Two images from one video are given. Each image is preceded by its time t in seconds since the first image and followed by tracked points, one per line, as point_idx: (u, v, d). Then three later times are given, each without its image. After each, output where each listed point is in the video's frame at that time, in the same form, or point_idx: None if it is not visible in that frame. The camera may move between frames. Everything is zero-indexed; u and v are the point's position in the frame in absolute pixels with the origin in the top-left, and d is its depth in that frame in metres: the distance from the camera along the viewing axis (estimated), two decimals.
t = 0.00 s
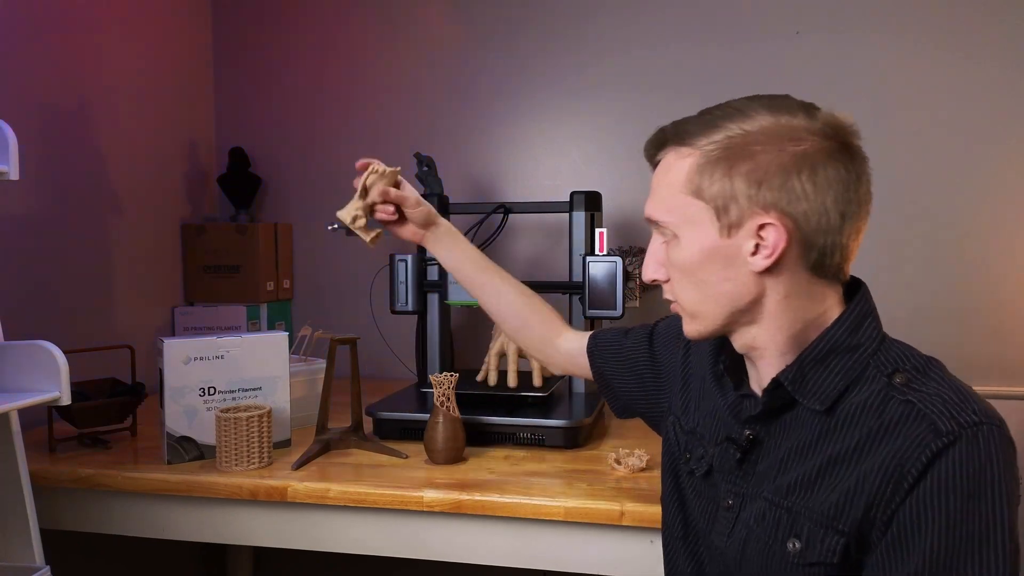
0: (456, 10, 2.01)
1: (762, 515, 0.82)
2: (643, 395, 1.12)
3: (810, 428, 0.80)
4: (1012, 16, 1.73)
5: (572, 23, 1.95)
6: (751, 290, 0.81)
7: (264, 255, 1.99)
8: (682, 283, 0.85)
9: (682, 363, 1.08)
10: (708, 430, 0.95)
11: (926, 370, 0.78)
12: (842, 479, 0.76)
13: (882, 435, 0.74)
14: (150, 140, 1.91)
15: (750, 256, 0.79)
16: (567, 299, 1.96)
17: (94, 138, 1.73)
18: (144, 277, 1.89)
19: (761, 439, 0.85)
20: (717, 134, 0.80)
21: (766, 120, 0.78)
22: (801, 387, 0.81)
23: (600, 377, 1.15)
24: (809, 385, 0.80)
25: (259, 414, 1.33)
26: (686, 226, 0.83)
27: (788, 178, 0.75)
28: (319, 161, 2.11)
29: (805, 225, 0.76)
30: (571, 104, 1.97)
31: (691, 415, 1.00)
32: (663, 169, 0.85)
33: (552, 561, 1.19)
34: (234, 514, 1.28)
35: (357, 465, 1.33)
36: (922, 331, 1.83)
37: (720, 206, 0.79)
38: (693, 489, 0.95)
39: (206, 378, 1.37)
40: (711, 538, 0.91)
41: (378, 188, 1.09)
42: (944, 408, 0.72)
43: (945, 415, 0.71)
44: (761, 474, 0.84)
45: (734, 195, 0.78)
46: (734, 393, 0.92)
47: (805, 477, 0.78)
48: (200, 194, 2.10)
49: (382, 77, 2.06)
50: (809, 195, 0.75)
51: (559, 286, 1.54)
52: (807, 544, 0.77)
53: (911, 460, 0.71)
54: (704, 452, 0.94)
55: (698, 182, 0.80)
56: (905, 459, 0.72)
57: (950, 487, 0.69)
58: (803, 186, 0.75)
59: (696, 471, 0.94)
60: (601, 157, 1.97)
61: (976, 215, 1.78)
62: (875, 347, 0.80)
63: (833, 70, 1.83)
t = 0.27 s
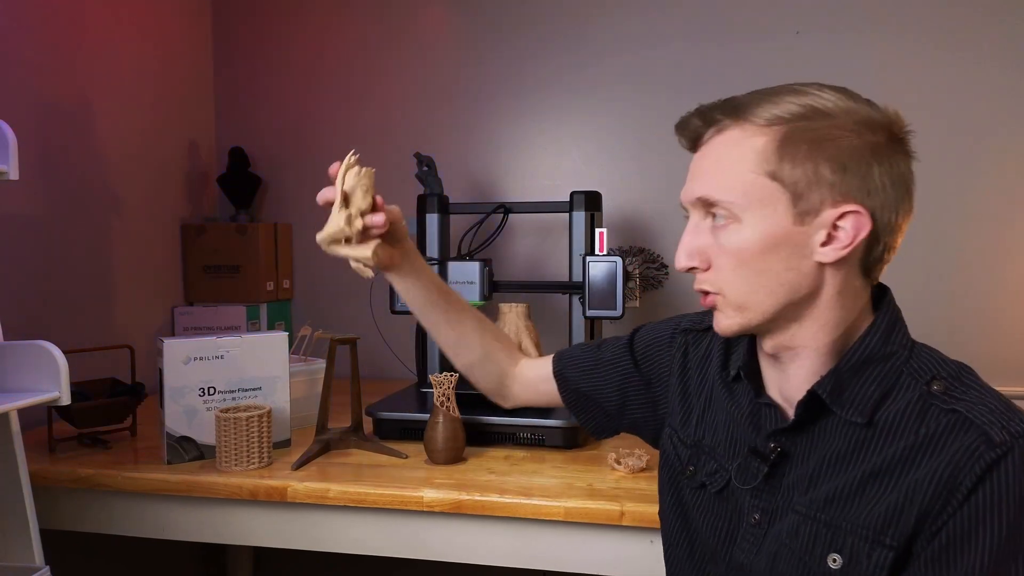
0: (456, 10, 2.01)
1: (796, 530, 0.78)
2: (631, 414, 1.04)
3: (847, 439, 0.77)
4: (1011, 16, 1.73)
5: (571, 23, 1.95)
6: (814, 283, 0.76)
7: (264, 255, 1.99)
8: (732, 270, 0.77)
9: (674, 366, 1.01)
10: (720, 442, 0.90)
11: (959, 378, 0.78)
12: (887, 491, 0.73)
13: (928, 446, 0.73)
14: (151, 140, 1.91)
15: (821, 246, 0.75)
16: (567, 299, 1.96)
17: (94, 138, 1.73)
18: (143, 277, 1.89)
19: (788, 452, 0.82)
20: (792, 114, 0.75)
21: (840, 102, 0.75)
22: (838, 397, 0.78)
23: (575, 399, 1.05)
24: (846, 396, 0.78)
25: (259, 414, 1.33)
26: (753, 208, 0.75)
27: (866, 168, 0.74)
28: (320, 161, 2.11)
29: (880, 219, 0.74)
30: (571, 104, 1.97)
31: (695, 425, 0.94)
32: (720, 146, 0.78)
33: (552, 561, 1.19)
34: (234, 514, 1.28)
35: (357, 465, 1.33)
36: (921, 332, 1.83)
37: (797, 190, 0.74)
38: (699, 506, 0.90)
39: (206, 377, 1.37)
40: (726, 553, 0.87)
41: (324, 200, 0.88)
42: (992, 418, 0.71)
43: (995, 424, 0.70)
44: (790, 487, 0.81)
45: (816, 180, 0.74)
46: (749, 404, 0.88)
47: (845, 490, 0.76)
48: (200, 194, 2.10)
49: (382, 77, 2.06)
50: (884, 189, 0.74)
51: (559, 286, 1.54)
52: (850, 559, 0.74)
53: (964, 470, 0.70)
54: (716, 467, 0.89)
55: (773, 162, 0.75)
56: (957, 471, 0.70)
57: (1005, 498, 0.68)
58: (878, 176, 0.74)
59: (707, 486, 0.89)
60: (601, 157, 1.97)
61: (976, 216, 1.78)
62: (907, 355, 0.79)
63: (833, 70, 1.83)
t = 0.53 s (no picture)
0: (456, 9, 2.01)
1: (805, 545, 0.73)
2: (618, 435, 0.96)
3: (855, 447, 0.73)
4: (1012, 16, 1.73)
5: (571, 23, 1.95)
6: (864, 280, 0.72)
7: (264, 255, 1.98)
8: (793, 265, 0.68)
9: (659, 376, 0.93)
10: (717, 453, 0.84)
11: (965, 382, 0.75)
12: (902, 499, 0.69)
13: (942, 452, 0.69)
14: (149, 140, 1.90)
15: (876, 242, 0.70)
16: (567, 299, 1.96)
17: (93, 138, 1.73)
18: (143, 277, 1.89)
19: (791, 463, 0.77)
20: (854, 102, 0.68)
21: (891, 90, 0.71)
22: (847, 403, 0.73)
23: (557, 426, 0.94)
24: (854, 401, 0.73)
25: (259, 414, 1.35)
26: (821, 198, 0.67)
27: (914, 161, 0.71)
28: (319, 161, 2.10)
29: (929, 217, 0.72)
30: (571, 104, 1.97)
31: (687, 437, 0.87)
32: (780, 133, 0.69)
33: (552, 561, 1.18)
34: (234, 514, 1.28)
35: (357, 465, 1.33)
36: (921, 332, 1.83)
37: (864, 181, 0.68)
38: (695, 522, 0.84)
39: (205, 378, 1.37)
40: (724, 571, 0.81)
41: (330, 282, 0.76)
42: (1005, 422, 0.69)
43: (1009, 429, 0.68)
44: (795, 499, 0.76)
45: (880, 173, 0.69)
46: (748, 415, 0.82)
47: (856, 501, 0.71)
48: (200, 193, 2.10)
49: (382, 76, 2.06)
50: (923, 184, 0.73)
51: (559, 286, 1.54)
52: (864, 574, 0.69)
53: (983, 475, 0.66)
54: (715, 480, 0.83)
55: (844, 152, 0.68)
56: (976, 476, 0.66)
57: None
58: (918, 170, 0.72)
59: (702, 500, 0.83)
60: (601, 157, 1.96)
61: (976, 215, 1.78)
62: (910, 360, 0.76)
63: (833, 70, 1.82)
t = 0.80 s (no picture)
0: (456, 9, 2.01)
1: (813, 542, 0.78)
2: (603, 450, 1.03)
3: (850, 442, 0.79)
4: (1014, 16, 1.72)
5: (571, 22, 1.95)
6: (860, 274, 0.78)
7: (264, 255, 1.98)
8: (818, 259, 0.72)
9: (641, 389, 0.99)
10: (708, 463, 0.89)
11: (947, 364, 0.81)
12: (902, 488, 0.75)
13: (936, 436, 0.75)
14: (150, 140, 1.91)
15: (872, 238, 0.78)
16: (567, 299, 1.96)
17: (94, 138, 1.73)
18: (143, 277, 1.89)
19: (789, 464, 0.82)
20: (856, 101, 0.75)
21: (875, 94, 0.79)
22: (838, 401, 0.79)
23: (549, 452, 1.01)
24: (845, 398, 0.79)
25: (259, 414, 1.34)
26: (839, 197, 0.72)
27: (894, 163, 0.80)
28: (319, 161, 2.10)
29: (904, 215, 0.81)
30: (571, 104, 1.97)
31: (675, 451, 0.93)
32: (798, 126, 0.73)
33: (551, 563, 1.18)
34: (233, 515, 1.27)
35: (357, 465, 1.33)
36: (922, 332, 1.82)
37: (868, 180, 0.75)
38: (693, 530, 0.88)
39: (205, 378, 1.37)
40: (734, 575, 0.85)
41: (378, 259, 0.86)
42: (992, 398, 0.75)
43: (998, 404, 0.74)
44: (796, 500, 0.81)
45: (880, 171, 0.76)
46: (736, 423, 0.88)
47: (860, 494, 0.77)
48: (200, 193, 2.10)
49: (382, 76, 2.05)
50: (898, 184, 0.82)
51: (559, 286, 1.53)
52: (874, 563, 0.75)
53: (978, 456, 0.72)
54: (708, 490, 0.88)
55: (856, 149, 0.74)
56: (973, 457, 0.72)
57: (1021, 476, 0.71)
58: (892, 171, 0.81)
59: (700, 510, 0.88)
60: (601, 157, 1.96)
61: (978, 216, 1.77)
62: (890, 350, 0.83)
63: (834, 70, 1.82)
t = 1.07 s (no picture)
0: (456, 9, 2.01)
1: (796, 539, 0.81)
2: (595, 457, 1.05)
3: (828, 437, 0.82)
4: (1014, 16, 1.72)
5: (571, 23, 1.95)
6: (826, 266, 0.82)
7: (264, 255, 1.98)
8: (784, 251, 0.76)
9: (627, 393, 1.03)
10: (694, 464, 0.93)
11: (921, 357, 0.84)
12: (882, 481, 0.78)
13: (911, 429, 0.78)
14: (150, 140, 1.91)
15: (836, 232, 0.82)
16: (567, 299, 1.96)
17: (94, 138, 1.73)
18: (143, 277, 1.89)
19: (770, 463, 0.85)
20: (815, 98, 0.80)
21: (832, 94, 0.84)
22: (814, 399, 0.82)
23: (545, 464, 1.03)
24: (821, 396, 0.82)
25: (259, 414, 1.34)
26: (803, 190, 0.77)
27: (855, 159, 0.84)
28: (319, 161, 2.10)
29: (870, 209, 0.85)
30: (571, 103, 1.97)
31: (662, 454, 0.96)
32: (759, 122, 0.78)
33: (552, 562, 1.18)
34: (233, 515, 1.27)
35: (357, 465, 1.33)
36: (922, 331, 1.82)
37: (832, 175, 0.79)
38: (681, 529, 0.92)
39: (205, 378, 1.37)
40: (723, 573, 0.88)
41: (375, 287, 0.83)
42: (965, 389, 0.78)
43: (971, 394, 0.77)
44: (779, 498, 0.84)
45: (841, 164, 0.80)
46: (721, 424, 0.91)
47: (839, 488, 0.79)
48: (200, 194, 2.10)
49: (382, 76, 2.06)
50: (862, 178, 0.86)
51: (559, 285, 1.53)
52: (858, 558, 0.77)
53: (952, 448, 0.75)
54: (694, 491, 0.92)
55: (817, 144, 0.78)
56: (948, 448, 0.75)
57: (997, 465, 0.74)
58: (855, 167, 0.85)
59: (687, 511, 0.91)
60: (601, 157, 1.96)
61: (978, 215, 1.77)
62: (864, 345, 0.86)
63: (834, 70, 1.82)
